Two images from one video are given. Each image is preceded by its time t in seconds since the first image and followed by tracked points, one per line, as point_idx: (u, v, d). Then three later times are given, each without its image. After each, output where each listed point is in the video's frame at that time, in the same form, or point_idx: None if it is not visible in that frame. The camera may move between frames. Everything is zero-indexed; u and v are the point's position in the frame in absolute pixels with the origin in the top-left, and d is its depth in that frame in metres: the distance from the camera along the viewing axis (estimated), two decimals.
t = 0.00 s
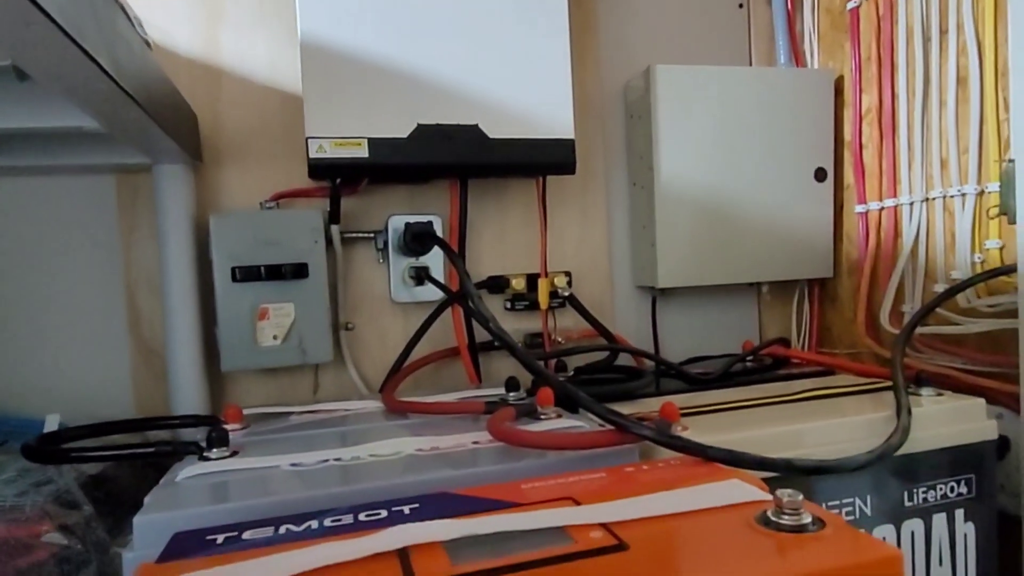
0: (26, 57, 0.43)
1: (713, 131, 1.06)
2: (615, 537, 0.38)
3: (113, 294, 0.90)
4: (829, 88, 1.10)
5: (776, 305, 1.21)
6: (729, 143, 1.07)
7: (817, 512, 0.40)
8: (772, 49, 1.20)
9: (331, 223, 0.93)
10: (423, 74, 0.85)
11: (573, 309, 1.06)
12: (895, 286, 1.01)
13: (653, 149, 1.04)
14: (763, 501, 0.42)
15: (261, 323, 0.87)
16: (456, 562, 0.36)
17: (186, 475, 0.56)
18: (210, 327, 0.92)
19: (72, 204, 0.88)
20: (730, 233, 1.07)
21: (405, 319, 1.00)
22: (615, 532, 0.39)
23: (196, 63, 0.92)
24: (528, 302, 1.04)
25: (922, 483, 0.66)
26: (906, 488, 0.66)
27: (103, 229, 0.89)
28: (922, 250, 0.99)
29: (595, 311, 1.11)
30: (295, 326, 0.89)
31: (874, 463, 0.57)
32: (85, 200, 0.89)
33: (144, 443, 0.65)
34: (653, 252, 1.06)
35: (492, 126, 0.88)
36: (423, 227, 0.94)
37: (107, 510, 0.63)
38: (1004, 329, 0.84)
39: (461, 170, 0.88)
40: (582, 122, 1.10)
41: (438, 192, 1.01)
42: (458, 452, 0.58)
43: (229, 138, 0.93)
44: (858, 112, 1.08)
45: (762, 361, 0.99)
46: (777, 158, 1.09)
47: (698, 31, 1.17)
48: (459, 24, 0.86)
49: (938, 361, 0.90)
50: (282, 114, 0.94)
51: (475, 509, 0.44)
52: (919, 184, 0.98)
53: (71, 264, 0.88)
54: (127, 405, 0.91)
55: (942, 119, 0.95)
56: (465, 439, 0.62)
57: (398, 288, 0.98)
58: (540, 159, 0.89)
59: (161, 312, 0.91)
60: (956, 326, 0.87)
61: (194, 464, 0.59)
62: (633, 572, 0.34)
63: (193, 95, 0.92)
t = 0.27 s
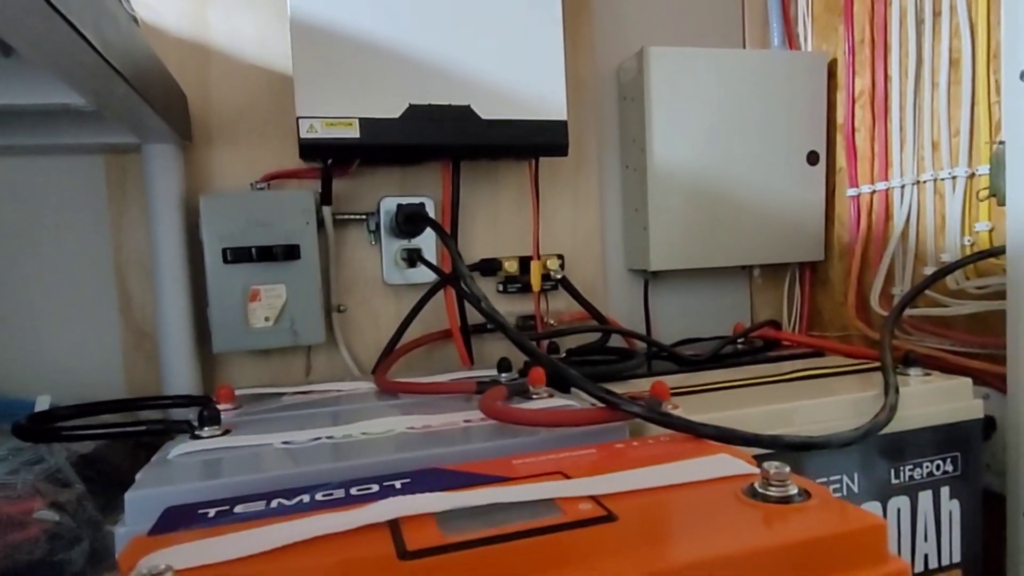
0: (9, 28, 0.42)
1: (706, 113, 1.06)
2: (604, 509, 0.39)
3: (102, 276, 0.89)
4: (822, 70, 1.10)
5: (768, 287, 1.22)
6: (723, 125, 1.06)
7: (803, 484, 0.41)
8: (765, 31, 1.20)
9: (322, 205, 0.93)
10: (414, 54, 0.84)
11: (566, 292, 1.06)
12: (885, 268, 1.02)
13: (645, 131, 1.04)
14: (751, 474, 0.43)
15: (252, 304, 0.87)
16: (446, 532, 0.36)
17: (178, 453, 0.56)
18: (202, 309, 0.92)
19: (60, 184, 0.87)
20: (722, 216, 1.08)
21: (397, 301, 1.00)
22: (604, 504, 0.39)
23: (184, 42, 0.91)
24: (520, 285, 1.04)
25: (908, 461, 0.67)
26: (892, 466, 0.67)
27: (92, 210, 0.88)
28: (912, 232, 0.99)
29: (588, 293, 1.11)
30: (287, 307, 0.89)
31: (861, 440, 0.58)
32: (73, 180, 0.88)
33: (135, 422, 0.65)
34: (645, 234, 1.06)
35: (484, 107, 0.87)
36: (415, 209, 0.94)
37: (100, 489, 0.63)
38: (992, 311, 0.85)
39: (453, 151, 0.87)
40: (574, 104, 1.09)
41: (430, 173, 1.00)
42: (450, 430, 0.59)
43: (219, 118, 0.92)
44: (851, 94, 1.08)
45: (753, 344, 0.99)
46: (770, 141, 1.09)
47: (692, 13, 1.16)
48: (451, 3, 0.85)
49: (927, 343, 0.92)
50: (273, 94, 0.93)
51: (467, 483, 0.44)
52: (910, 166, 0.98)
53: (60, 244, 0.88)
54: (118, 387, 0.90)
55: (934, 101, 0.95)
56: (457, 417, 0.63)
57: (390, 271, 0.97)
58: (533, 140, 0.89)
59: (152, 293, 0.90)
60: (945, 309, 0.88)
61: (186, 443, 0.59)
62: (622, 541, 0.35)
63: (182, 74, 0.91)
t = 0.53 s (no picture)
0: None
1: (700, 96, 1.05)
2: (594, 483, 0.39)
3: (92, 257, 0.89)
4: (817, 54, 1.10)
5: (760, 272, 1.22)
6: (717, 108, 1.06)
7: (792, 459, 0.41)
8: (761, 14, 1.20)
9: (314, 186, 0.92)
10: (406, 34, 0.84)
11: (559, 275, 1.06)
12: (877, 252, 1.02)
13: (639, 113, 1.04)
14: (741, 450, 0.43)
15: (244, 286, 0.87)
16: (437, 505, 0.37)
17: (170, 432, 0.56)
18: (193, 291, 0.91)
19: (48, 165, 0.87)
20: (716, 200, 1.08)
21: (390, 284, 1.00)
22: (595, 478, 0.39)
23: (172, 21, 0.90)
24: (513, 268, 1.04)
25: (897, 441, 0.68)
26: (881, 445, 0.67)
27: (82, 191, 0.88)
28: (904, 216, 0.99)
29: (581, 276, 1.11)
30: (279, 290, 0.88)
31: (850, 418, 0.58)
32: (62, 161, 0.87)
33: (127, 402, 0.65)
34: (638, 218, 1.06)
35: (477, 88, 0.87)
36: (408, 191, 0.94)
37: (91, 469, 0.63)
38: (982, 293, 0.85)
39: (445, 132, 0.87)
40: (568, 86, 1.08)
41: (423, 156, 1.00)
42: (442, 409, 0.59)
43: (208, 98, 0.91)
44: (845, 78, 1.08)
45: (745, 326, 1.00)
46: (764, 124, 1.08)
47: None
48: None
49: (917, 325, 0.92)
50: (263, 74, 0.93)
51: (458, 459, 0.44)
52: (903, 150, 0.98)
53: (49, 226, 0.87)
54: (109, 369, 0.90)
55: (928, 84, 0.95)
56: (449, 397, 0.63)
57: (383, 253, 0.97)
58: (526, 122, 0.89)
59: (142, 276, 0.90)
60: (935, 291, 0.89)
61: (178, 422, 0.59)
62: (611, 513, 0.35)
63: (171, 53, 0.90)
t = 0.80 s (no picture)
0: None
1: (694, 82, 1.05)
2: (585, 461, 0.39)
3: (84, 242, 0.88)
4: (811, 40, 1.10)
5: (753, 259, 1.22)
6: (711, 94, 1.06)
7: (781, 437, 0.41)
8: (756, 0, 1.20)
9: (307, 171, 0.92)
10: (400, 18, 0.83)
11: (553, 261, 1.07)
12: (869, 238, 1.03)
13: (633, 99, 1.04)
14: (730, 429, 0.44)
15: (237, 272, 0.87)
16: (429, 483, 0.37)
17: (163, 414, 0.56)
18: (186, 276, 0.91)
19: (38, 149, 0.86)
20: (710, 186, 1.08)
21: (384, 270, 1.00)
22: (585, 457, 0.40)
23: (163, 3, 0.89)
24: (507, 254, 1.04)
25: (886, 424, 0.68)
26: (870, 428, 0.68)
27: (73, 175, 0.87)
28: (896, 202, 1.00)
29: (575, 263, 1.11)
30: (272, 275, 0.88)
31: (839, 400, 0.59)
32: (53, 145, 0.86)
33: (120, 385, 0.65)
34: (632, 204, 1.06)
35: (470, 73, 0.86)
36: (401, 176, 0.93)
37: (86, 451, 0.63)
38: (972, 278, 0.86)
39: (439, 117, 0.87)
40: (562, 72, 1.08)
41: (416, 141, 0.99)
42: (435, 392, 0.59)
43: (200, 82, 0.90)
44: (839, 64, 1.08)
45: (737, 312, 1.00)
46: (758, 110, 1.09)
47: None
48: None
49: (908, 310, 0.93)
50: (254, 57, 0.92)
51: (450, 439, 0.45)
52: (896, 136, 0.99)
53: (40, 210, 0.87)
54: (103, 354, 0.90)
55: (921, 70, 0.95)
56: (442, 380, 0.63)
57: (376, 239, 0.97)
58: (519, 107, 0.89)
59: (135, 261, 0.90)
60: (926, 277, 0.89)
61: (171, 404, 0.59)
62: (602, 490, 0.35)
63: (161, 36, 0.89)
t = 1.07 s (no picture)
0: None
1: (690, 71, 1.05)
2: (580, 446, 0.39)
3: (77, 230, 0.88)
4: (807, 30, 1.10)
5: (748, 249, 1.23)
6: (707, 84, 1.06)
7: (775, 423, 0.42)
8: None
9: (302, 159, 0.92)
10: (395, 5, 0.83)
11: (548, 251, 1.07)
12: (863, 228, 1.03)
13: (629, 88, 1.03)
14: (725, 415, 0.44)
15: (232, 260, 0.86)
16: (425, 467, 0.37)
17: (158, 401, 0.56)
18: (180, 265, 0.91)
19: (30, 136, 0.85)
20: (705, 176, 1.08)
21: (379, 259, 0.99)
22: (581, 442, 0.40)
23: None
24: (502, 243, 1.04)
25: (878, 411, 0.69)
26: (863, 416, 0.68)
27: (65, 163, 0.87)
28: (891, 192, 1.00)
29: (570, 252, 1.11)
30: (267, 264, 0.88)
31: (833, 387, 0.59)
32: (44, 132, 0.86)
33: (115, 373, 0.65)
34: (627, 193, 1.06)
35: (466, 61, 0.86)
36: (396, 164, 0.93)
37: (81, 440, 0.63)
38: (965, 268, 0.86)
39: (434, 105, 0.86)
40: (558, 60, 1.08)
41: (412, 130, 0.99)
42: (431, 379, 0.59)
43: (193, 69, 0.89)
44: (835, 54, 1.08)
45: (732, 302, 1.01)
46: (753, 101, 1.09)
47: None
48: None
49: (901, 300, 0.93)
50: (248, 44, 0.91)
51: (446, 425, 0.45)
52: (891, 127, 0.99)
53: (32, 198, 0.86)
54: (97, 343, 0.90)
55: (916, 60, 0.95)
56: (438, 368, 0.63)
57: (371, 227, 0.97)
58: (515, 95, 0.89)
59: (129, 249, 0.89)
60: (919, 267, 0.90)
61: (166, 392, 0.59)
62: (598, 474, 0.35)
63: (153, 21, 0.88)
